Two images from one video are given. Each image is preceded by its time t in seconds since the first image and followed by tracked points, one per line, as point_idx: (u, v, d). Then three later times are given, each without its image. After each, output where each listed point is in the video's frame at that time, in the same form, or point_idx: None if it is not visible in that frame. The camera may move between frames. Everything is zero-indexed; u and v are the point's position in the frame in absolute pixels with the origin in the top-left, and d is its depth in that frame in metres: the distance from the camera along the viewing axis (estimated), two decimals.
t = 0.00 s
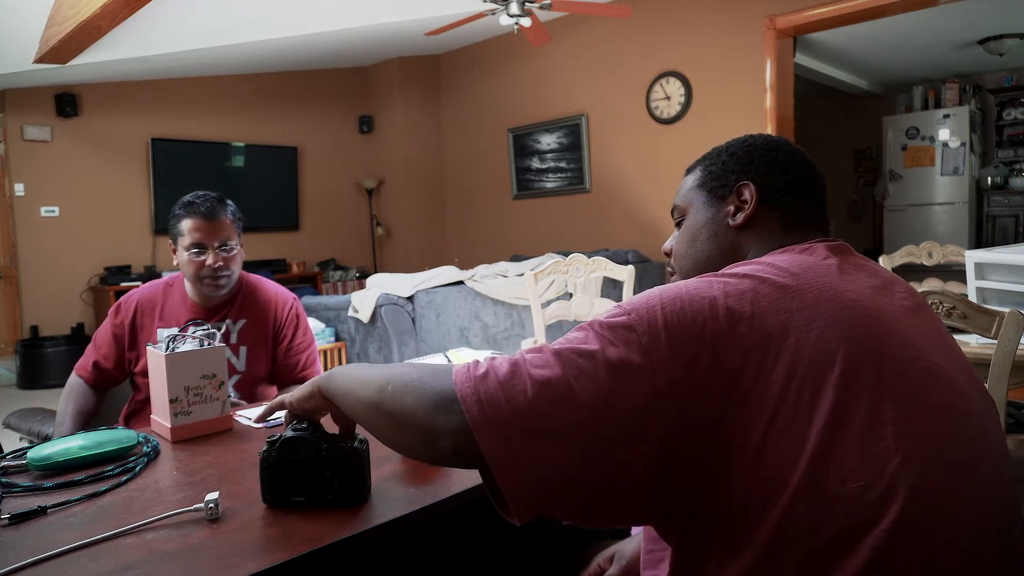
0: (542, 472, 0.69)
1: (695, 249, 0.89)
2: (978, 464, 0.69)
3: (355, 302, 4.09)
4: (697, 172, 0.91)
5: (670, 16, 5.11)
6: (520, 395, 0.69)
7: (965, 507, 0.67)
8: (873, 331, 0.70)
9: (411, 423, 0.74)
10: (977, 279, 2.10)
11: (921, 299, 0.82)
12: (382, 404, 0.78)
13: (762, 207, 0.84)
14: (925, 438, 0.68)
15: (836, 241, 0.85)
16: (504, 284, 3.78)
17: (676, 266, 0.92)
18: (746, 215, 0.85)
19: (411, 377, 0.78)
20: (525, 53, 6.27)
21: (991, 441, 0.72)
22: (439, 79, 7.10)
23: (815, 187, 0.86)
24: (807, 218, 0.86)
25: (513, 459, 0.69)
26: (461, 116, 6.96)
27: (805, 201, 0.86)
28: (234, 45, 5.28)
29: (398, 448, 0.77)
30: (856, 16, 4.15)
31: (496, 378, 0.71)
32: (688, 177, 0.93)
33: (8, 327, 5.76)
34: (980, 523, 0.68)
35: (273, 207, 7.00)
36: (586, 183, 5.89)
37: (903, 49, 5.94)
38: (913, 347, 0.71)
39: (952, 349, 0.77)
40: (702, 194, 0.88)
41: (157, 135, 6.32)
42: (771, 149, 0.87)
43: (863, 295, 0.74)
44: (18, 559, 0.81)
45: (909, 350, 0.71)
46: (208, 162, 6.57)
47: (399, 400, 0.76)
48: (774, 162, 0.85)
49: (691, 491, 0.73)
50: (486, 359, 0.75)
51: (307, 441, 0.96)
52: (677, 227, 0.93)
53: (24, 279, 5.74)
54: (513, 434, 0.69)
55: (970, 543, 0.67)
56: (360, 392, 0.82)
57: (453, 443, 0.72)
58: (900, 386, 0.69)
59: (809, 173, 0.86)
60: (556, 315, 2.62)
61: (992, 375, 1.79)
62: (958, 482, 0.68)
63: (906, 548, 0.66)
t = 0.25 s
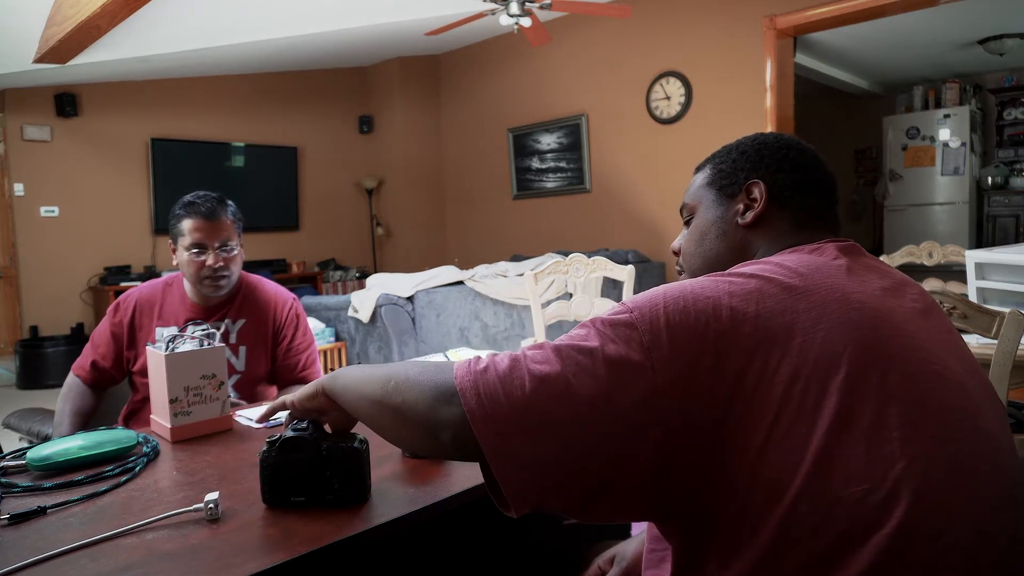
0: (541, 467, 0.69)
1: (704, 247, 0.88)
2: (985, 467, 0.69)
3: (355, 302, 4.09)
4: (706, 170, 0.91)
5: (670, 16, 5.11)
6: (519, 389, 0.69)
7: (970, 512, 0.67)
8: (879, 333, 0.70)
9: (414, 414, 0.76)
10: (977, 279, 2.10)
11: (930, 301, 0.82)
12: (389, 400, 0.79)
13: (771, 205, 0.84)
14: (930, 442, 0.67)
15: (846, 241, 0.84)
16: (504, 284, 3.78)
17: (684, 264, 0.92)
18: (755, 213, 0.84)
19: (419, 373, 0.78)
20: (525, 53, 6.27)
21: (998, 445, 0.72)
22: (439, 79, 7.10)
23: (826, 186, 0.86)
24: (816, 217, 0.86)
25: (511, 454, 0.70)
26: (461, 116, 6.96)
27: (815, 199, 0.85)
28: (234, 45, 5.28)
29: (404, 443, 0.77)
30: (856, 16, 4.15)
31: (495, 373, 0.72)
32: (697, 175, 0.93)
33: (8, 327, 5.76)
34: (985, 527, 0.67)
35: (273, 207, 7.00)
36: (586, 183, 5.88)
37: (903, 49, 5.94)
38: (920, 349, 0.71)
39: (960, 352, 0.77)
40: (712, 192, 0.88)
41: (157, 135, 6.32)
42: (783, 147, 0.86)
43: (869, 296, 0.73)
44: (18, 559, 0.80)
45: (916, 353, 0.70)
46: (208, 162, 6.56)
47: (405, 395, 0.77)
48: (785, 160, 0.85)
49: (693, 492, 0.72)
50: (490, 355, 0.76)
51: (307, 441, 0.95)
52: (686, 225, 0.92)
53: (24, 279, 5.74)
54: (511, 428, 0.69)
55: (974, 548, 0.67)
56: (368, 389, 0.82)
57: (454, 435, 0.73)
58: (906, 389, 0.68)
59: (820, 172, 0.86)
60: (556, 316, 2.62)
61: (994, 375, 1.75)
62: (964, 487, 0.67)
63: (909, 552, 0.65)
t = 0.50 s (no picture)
0: (541, 463, 0.69)
1: (706, 247, 0.88)
2: (985, 469, 0.69)
3: (355, 302, 4.09)
4: (707, 171, 0.91)
5: (670, 16, 5.11)
6: (520, 385, 0.70)
7: (970, 513, 0.67)
8: (881, 333, 0.70)
9: (413, 409, 0.76)
10: (977, 279, 2.10)
11: (932, 301, 0.82)
12: (388, 398, 0.79)
13: (773, 205, 0.84)
14: (931, 443, 0.67)
15: (847, 241, 0.84)
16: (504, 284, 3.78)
17: (686, 264, 0.92)
18: (757, 213, 0.84)
19: (420, 370, 0.78)
20: (525, 53, 6.27)
21: (999, 446, 0.72)
22: (439, 79, 7.09)
23: (827, 186, 0.86)
24: (817, 216, 0.86)
25: (512, 450, 0.70)
26: (461, 116, 6.95)
27: (817, 199, 0.85)
28: (234, 45, 5.28)
29: (404, 438, 0.77)
30: (857, 16, 4.15)
31: (497, 368, 0.72)
32: (698, 176, 0.93)
33: (8, 327, 5.76)
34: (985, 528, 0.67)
35: (273, 207, 7.00)
36: (586, 183, 5.89)
37: (903, 49, 5.94)
38: (921, 350, 0.71)
39: (962, 353, 0.77)
40: (713, 192, 0.88)
41: (157, 135, 6.32)
42: (784, 147, 0.86)
43: (871, 295, 0.73)
44: (18, 559, 0.80)
45: (918, 353, 0.70)
46: (208, 162, 6.56)
47: (405, 391, 0.77)
48: (786, 161, 0.85)
49: (693, 491, 0.72)
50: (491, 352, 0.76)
51: (307, 441, 0.95)
52: (687, 225, 0.92)
53: (24, 279, 5.74)
54: (511, 425, 0.70)
55: (974, 549, 0.67)
56: (368, 388, 0.82)
57: (455, 431, 0.73)
58: (907, 390, 0.68)
59: (822, 172, 0.86)
60: (556, 315, 2.62)
61: (994, 376, 1.76)
62: (964, 487, 0.67)
63: (908, 552, 0.65)
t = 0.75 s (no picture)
0: (540, 460, 0.69)
1: (706, 247, 0.88)
2: (984, 468, 0.69)
3: (355, 302, 4.09)
4: (706, 172, 0.91)
5: (670, 16, 5.11)
6: (520, 383, 0.70)
7: (969, 511, 0.67)
8: (880, 332, 0.70)
9: (413, 407, 0.76)
10: (977, 279, 2.10)
11: (930, 301, 0.82)
12: (387, 398, 0.79)
13: (772, 205, 0.84)
14: (929, 441, 0.67)
15: (847, 241, 0.84)
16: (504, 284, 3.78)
17: (686, 265, 0.92)
18: (756, 213, 0.84)
19: (419, 369, 0.78)
20: (525, 53, 6.27)
21: (997, 445, 0.72)
22: (439, 79, 7.10)
23: (826, 186, 0.86)
24: (816, 216, 0.86)
25: (511, 448, 0.70)
26: (461, 116, 6.95)
27: (816, 199, 0.85)
28: (235, 45, 5.28)
29: (403, 436, 0.77)
30: (857, 16, 4.15)
31: (497, 366, 0.72)
32: (696, 177, 0.93)
33: (8, 327, 5.76)
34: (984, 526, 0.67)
35: (273, 207, 7.00)
36: (586, 183, 5.89)
37: (903, 49, 5.94)
38: (920, 349, 0.71)
39: (961, 352, 0.77)
40: (713, 193, 0.88)
41: (157, 135, 6.32)
42: (782, 148, 0.87)
43: (870, 294, 0.73)
44: (18, 559, 0.81)
45: (916, 352, 0.70)
46: (208, 162, 6.56)
47: (405, 390, 0.77)
48: (784, 161, 0.85)
49: (692, 490, 0.72)
50: (490, 350, 0.76)
51: (307, 441, 0.95)
52: (687, 227, 0.92)
53: (25, 279, 5.74)
54: (510, 422, 0.70)
55: (972, 548, 0.67)
56: (366, 388, 0.82)
57: (456, 428, 0.73)
58: (906, 388, 0.68)
59: (820, 172, 0.86)
60: (556, 315, 2.62)
61: (993, 376, 1.77)
62: (963, 486, 0.67)
63: (907, 550, 0.65)
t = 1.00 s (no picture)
0: (541, 461, 0.69)
1: (706, 248, 0.88)
2: (984, 467, 0.69)
3: (355, 302, 4.09)
4: (706, 172, 0.91)
5: (670, 16, 5.11)
6: (521, 385, 0.70)
7: (968, 509, 0.67)
8: (881, 332, 0.70)
9: (414, 407, 0.76)
10: (977, 279, 2.10)
11: (930, 301, 0.82)
12: (387, 398, 0.79)
13: (772, 205, 0.84)
14: (929, 441, 0.67)
15: (848, 241, 0.84)
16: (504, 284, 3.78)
17: (686, 266, 0.92)
18: (756, 214, 0.84)
19: (419, 369, 0.78)
20: (525, 53, 6.27)
21: (997, 445, 0.72)
22: (439, 79, 7.10)
23: (827, 186, 0.86)
24: (816, 216, 0.86)
25: (512, 449, 0.70)
26: (461, 116, 6.95)
27: (816, 199, 0.85)
28: (235, 45, 5.28)
29: (404, 436, 0.77)
30: (856, 16, 4.15)
31: (498, 368, 0.72)
32: (696, 178, 0.92)
33: (8, 327, 5.76)
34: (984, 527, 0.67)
35: (273, 207, 7.00)
36: (586, 183, 5.89)
37: (903, 49, 5.94)
38: (920, 349, 0.71)
39: (961, 352, 0.77)
40: (713, 193, 0.88)
41: (157, 134, 6.32)
42: (781, 148, 0.87)
43: (871, 295, 0.73)
44: (18, 559, 0.80)
45: (917, 352, 0.70)
46: (208, 162, 6.56)
47: (405, 391, 0.77)
48: (783, 161, 0.85)
49: (693, 491, 0.72)
50: (491, 352, 0.76)
51: (307, 441, 0.96)
52: (686, 227, 0.92)
53: (25, 279, 5.74)
54: (512, 423, 0.70)
55: (973, 548, 0.67)
56: (366, 389, 0.82)
57: (457, 430, 0.73)
58: (907, 388, 0.68)
59: (821, 173, 0.86)
60: (556, 315, 2.62)
61: (993, 376, 1.77)
62: (963, 486, 0.67)
63: (908, 549, 0.65)
